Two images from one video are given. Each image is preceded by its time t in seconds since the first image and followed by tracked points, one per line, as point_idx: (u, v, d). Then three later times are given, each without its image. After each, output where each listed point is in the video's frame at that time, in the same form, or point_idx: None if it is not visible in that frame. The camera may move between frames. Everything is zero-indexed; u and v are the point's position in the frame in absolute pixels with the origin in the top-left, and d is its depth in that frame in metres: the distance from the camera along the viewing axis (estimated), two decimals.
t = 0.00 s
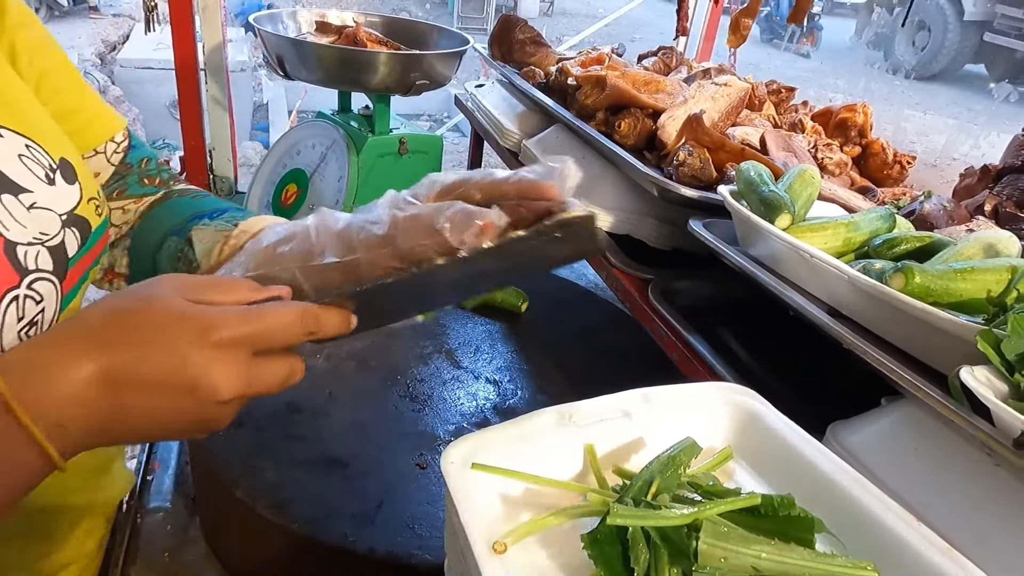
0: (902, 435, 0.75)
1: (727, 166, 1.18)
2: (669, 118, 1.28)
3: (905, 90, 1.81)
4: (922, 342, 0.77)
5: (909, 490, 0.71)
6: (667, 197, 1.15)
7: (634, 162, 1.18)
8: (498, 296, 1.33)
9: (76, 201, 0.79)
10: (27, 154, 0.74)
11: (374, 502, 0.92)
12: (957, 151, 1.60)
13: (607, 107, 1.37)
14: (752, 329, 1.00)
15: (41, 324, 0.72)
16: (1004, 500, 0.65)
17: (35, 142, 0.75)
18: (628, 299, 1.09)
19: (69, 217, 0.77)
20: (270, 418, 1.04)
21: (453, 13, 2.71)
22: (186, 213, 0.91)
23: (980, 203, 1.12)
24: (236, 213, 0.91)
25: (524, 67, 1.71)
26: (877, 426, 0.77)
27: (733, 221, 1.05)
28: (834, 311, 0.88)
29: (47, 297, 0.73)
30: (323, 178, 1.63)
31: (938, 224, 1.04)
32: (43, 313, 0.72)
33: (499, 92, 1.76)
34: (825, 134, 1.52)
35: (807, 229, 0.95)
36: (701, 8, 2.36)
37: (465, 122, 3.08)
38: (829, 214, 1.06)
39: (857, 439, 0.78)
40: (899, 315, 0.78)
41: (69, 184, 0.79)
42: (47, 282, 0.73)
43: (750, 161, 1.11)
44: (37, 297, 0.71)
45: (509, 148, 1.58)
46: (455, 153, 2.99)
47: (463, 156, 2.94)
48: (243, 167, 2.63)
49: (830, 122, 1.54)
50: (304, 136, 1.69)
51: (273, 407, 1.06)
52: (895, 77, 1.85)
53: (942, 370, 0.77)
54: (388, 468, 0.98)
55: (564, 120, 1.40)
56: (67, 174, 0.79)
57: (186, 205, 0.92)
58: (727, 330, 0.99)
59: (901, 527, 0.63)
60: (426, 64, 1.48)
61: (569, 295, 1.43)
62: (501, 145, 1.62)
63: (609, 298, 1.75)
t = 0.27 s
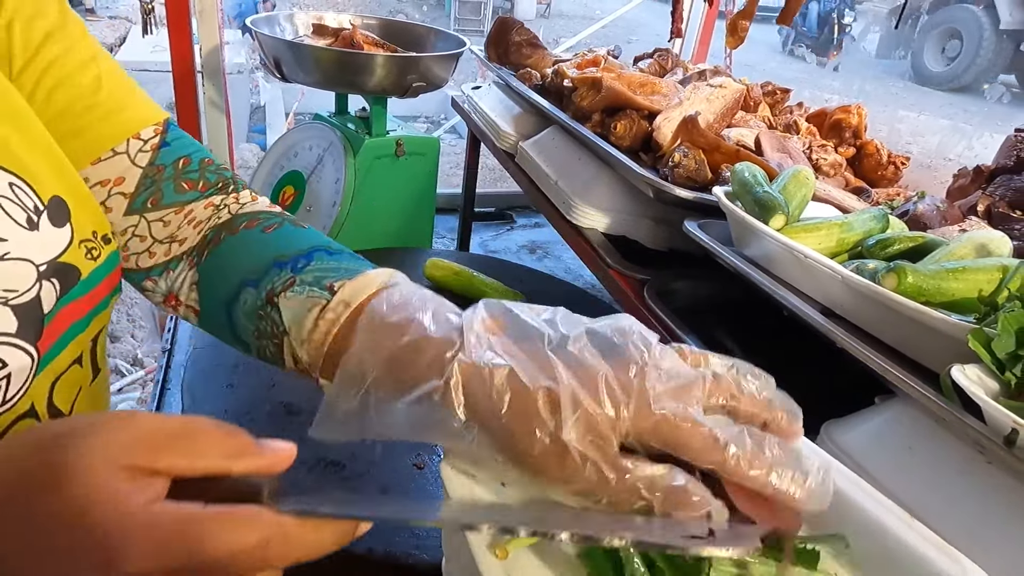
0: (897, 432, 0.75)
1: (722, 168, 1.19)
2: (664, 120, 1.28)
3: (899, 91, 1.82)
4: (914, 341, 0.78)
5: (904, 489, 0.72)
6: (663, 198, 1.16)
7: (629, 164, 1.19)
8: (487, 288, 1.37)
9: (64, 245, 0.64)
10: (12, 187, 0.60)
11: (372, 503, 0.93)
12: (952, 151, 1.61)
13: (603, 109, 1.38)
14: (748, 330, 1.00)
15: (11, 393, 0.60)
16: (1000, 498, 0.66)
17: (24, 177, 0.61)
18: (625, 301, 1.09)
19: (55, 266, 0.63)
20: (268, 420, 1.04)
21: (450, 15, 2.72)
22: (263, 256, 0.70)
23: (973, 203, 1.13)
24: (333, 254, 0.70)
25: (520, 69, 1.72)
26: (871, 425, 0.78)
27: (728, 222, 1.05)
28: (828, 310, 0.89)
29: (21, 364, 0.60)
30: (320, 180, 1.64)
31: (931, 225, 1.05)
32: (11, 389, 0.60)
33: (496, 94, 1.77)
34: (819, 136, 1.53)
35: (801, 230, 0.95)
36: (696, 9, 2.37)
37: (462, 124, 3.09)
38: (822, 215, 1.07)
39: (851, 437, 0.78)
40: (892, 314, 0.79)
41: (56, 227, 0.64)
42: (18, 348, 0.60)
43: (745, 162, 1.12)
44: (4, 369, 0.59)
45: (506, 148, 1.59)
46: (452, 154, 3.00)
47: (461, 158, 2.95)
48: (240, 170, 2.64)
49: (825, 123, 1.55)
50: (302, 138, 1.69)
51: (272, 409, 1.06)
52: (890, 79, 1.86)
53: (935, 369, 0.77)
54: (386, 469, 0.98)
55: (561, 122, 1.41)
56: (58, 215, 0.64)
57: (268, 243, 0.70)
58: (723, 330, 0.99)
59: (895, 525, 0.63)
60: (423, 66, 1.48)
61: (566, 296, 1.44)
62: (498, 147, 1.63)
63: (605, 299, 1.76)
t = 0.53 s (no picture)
0: (896, 431, 0.76)
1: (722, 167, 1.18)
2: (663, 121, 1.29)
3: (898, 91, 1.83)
4: (912, 340, 0.78)
5: (897, 484, 0.72)
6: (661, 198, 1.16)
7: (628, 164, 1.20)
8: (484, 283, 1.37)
9: (108, 272, 0.65)
10: (55, 225, 0.60)
11: (371, 503, 0.93)
12: (951, 151, 1.62)
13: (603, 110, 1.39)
14: (747, 330, 1.01)
15: (57, 426, 0.62)
16: (998, 495, 0.68)
17: (66, 207, 0.62)
18: (624, 301, 1.10)
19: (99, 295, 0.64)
20: (268, 420, 1.05)
21: (449, 16, 2.73)
22: (430, 100, 0.67)
23: (971, 203, 1.13)
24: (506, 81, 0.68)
25: (520, 70, 1.72)
26: (866, 422, 0.78)
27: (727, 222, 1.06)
28: (826, 311, 0.89)
29: (68, 400, 0.63)
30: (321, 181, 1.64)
31: (929, 224, 1.05)
32: (60, 420, 0.62)
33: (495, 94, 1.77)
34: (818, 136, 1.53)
35: (800, 230, 0.96)
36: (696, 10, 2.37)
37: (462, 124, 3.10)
38: (821, 215, 1.07)
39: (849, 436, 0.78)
40: (889, 313, 0.79)
41: (100, 255, 0.64)
42: (69, 381, 0.62)
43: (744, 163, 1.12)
44: (56, 402, 0.61)
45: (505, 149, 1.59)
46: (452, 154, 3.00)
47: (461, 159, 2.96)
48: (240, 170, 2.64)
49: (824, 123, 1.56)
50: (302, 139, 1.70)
51: (272, 409, 1.07)
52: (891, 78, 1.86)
53: (933, 368, 0.77)
54: (386, 469, 0.98)
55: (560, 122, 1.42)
56: (101, 243, 0.65)
57: (424, 88, 0.67)
58: (721, 330, 1.00)
59: (892, 522, 0.63)
60: (422, 66, 1.49)
61: (565, 297, 1.44)
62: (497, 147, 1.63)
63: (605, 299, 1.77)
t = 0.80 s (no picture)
0: (893, 431, 0.76)
1: (722, 168, 1.20)
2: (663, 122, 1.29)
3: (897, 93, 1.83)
4: (911, 341, 0.79)
5: (898, 486, 0.72)
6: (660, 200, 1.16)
7: (628, 165, 1.20)
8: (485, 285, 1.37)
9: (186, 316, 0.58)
10: (145, 269, 0.55)
11: (371, 504, 0.93)
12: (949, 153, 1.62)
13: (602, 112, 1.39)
14: (747, 331, 1.01)
15: (123, 466, 0.58)
16: (995, 496, 0.67)
17: (157, 248, 0.56)
18: (624, 302, 1.10)
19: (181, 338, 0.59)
20: (268, 421, 1.05)
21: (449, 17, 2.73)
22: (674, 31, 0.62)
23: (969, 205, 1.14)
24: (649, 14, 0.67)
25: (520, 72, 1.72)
26: (868, 424, 0.78)
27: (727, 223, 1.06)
28: (826, 312, 0.90)
29: (138, 438, 0.58)
30: (321, 183, 1.65)
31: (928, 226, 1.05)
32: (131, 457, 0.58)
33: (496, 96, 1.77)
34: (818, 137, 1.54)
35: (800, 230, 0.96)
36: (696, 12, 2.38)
37: (461, 125, 3.10)
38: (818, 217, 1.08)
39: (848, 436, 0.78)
40: (889, 314, 0.79)
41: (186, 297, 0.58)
42: (140, 422, 0.57)
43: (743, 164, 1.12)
44: (127, 443, 0.56)
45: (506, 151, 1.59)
46: (452, 156, 3.01)
47: (461, 160, 2.97)
48: (240, 171, 2.65)
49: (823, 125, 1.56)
50: (302, 141, 1.70)
51: (272, 410, 1.07)
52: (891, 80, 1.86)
53: (932, 369, 0.78)
54: (386, 470, 0.98)
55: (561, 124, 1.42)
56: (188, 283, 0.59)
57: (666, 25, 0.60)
58: (721, 331, 1.00)
59: (890, 522, 0.64)
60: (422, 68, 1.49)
61: (564, 298, 1.45)
62: (498, 149, 1.63)
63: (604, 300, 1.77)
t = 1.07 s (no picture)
0: (895, 434, 0.76)
1: (723, 171, 1.20)
2: (665, 124, 1.27)
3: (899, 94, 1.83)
4: (912, 343, 0.79)
5: (898, 486, 0.73)
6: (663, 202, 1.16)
7: (630, 167, 1.19)
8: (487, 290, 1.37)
9: (203, 299, 0.67)
10: (161, 260, 0.61)
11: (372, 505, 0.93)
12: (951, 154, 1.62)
13: (604, 113, 1.39)
14: (748, 332, 1.01)
15: (161, 442, 0.65)
16: (996, 497, 0.67)
17: (169, 235, 0.62)
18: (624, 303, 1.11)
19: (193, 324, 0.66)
20: (270, 421, 1.05)
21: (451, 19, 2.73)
22: (401, 22, 0.66)
23: (971, 206, 1.13)
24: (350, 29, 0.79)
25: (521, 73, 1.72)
26: (870, 425, 0.78)
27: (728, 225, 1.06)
28: (828, 314, 0.90)
29: (170, 415, 0.65)
30: (323, 184, 1.65)
31: (930, 227, 1.05)
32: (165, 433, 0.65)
33: (497, 97, 1.77)
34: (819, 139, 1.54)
35: (801, 232, 0.96)
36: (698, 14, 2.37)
37: (463, 127, 3.10)
38: (820, 219, 1.07)
39: (850, 438, 0.79)
40: (890, 317, 0.79)
41: (197, 280, 0.66)
42: (172, 399, 0.65)
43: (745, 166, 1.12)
44: (162, 421, 0.64)
45: (507, 152, 1.58)
46: (453, 157, 3.01)
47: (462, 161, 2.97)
48: (242, 171, 2.66)
49: (825, 127, 1.56)
50: (304, 142, 1.70)
51: (274, 411, 1.07)
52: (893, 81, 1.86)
53: (934, 372, 0.78)
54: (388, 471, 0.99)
55: (562, 125, 1.42)
56: (197, 269, 0.66)
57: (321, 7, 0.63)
58: (723, 333, 1.00)
59: (891, 524, 0.64)
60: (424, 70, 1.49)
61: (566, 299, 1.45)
62: (499, 150, 1.63)
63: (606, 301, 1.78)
